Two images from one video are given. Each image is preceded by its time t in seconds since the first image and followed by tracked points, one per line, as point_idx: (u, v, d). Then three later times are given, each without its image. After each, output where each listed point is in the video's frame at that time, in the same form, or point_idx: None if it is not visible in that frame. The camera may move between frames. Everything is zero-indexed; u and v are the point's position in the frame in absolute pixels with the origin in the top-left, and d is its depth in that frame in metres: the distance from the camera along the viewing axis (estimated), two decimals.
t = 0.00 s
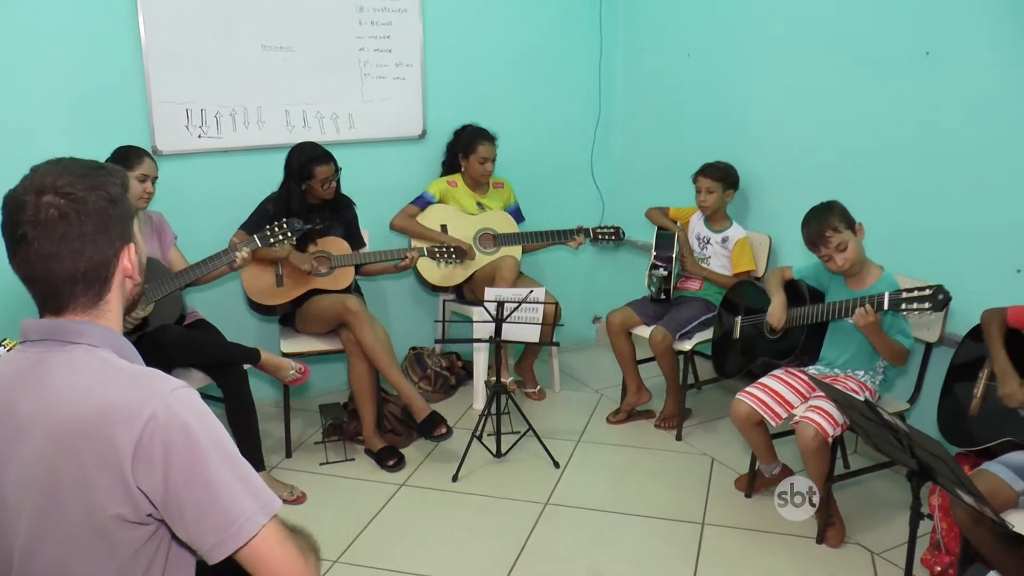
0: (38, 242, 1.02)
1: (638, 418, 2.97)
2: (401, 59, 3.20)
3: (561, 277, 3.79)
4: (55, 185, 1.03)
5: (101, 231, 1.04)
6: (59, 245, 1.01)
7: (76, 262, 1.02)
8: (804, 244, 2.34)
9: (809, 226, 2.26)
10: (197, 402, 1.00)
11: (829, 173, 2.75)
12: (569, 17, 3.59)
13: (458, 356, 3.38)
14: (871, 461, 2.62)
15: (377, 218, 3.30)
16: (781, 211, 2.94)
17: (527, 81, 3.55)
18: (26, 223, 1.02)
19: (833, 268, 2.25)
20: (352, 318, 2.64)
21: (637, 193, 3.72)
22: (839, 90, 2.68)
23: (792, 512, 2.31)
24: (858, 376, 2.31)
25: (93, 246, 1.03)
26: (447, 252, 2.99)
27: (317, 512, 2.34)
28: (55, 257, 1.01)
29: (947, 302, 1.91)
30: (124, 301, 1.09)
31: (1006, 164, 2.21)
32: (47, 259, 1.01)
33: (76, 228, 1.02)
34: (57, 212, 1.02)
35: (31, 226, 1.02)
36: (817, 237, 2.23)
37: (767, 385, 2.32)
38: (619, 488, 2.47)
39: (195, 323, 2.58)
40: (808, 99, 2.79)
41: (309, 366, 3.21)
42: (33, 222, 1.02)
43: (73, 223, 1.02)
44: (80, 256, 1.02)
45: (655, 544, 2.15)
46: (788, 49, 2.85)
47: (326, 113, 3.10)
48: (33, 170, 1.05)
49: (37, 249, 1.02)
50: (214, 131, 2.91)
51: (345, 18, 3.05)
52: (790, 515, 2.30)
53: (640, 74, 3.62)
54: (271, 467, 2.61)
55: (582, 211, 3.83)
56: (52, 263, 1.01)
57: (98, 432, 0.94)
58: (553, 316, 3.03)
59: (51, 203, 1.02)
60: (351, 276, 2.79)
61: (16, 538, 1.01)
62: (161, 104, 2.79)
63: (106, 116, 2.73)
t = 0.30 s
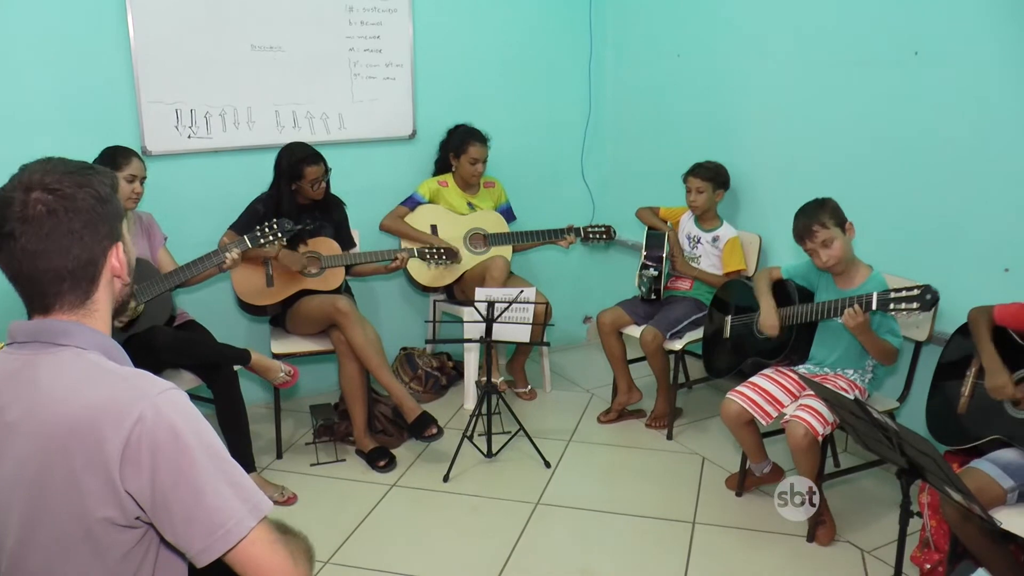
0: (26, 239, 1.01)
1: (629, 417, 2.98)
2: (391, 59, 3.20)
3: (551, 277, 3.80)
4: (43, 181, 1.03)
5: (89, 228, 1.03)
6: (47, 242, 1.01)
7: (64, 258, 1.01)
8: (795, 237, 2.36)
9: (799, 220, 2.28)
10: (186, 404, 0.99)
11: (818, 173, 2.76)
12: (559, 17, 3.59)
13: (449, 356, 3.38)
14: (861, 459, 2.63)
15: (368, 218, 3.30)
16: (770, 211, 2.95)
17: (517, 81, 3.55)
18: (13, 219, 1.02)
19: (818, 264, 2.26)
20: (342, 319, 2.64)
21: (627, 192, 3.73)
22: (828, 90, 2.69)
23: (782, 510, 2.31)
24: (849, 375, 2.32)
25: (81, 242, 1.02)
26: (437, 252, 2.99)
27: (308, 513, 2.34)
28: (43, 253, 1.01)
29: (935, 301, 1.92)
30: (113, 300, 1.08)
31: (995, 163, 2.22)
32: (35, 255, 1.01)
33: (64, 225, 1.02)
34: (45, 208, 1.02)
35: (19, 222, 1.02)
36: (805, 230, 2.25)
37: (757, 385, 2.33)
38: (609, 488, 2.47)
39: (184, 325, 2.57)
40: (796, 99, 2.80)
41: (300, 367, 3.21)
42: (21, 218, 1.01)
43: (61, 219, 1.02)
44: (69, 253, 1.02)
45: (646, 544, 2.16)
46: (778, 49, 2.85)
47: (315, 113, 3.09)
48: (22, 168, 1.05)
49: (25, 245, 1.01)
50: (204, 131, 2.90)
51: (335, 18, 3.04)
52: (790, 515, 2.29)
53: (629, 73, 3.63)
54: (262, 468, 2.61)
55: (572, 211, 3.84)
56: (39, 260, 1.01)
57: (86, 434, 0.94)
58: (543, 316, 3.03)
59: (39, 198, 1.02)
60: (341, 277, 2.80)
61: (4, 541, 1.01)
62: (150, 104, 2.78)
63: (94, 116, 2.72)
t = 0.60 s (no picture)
0: (6, 241, 1.00)
1: (620, 417, 2.98)
2: (382, 59, 3.20)
3: (543, 277, 3.80)
4: (25, 182, 1.02)
5: (69, 230, 1.02)
6: (27, 244, 1.00)
7: (44, 260, 1.00)
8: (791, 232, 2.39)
9: (790, 211, 2.32)
10: (175, 405, 0.99)
11: (808, 173, 2.77)
12: (550, 17, 3.60)
13: (440, 356, 3.37)
14: (852, 458, 2.64)
15: (358, 219, 3.30)
16: (760, 210, 2.96)
17: (508, 80, 3.56)
18: None
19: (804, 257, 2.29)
20: (333, 319, 2.64)
21: (618, 192, 3.73)
22: (817, 90, 2.70)
23: (772, 509, 2.32)
24: (839, 374, 2.33)
25: (61, 244, 1.01)
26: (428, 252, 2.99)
27: (299, 514, 2.33)
28: (23, 255, 1.00)
29: (923, 301, 1.92)
30: (100, 301, 1.07)
31: (984, 162, 2.23)
32: (15, 257, 1.00)
33: (43, 227, 1.01)
34: (24, 210, 1.01)
35: None
36: (793, 222, 2.29)
37: (748, 385, 2.33)
38: (601, 487, 2.47)
39: (175, 325, 2.57)
40: (786, 98, 2.82)
41: (290, 368, 3.20)
42: None
43: (40, 221, 1.01)
44: (48, 255, 1.01)
45: (636, 544, 2.16)
46: (768, 49, 2.86)
47: (306, 113, 3.09)
48: (7, 167, 1.04)
49: (4, 247, 1.00)
50: (194, 131, 2.89)
51: (325, 18, 3.04)
52: (790, 514, 2.26)
53: (620, 73, 3.63)
54: (253, 469, 2.60)
55: (563, 211, 3.84)
56: (19, 262, 1.00)
57: (73, 435, 0.93)
58: (534, 316, 3.04)
59: (18, 200, 1.01)
60: (331, 278, 2.79)
61: None
62: (139, 104, 2.77)
63: (83, 117, 2.71)
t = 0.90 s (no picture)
0: None
1: (611, 416, 2.99)
2: (372, 59, 3.19)
3: (534, 277, 3.81)
4: None
5: (36, 239, 0.99)
6: None
7: (14, 274, 0.98)
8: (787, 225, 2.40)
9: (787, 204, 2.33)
10: (168, 406, 0.98)
11: (797, 173, 2.78)
12: (540, 17, 3.60)
13: (431, 356, 3.37)
14: (842, 456, 2.65)
15: (349, 219, 3.29)
16: (750, 210, 2.97)
17: (498, 80, 3.56)
18: None
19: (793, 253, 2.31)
20: (324, 320, 2.63)
21: (608, 192, 3.74)
22: (806, 90, 2.71)
23: (761, 508, 2.33)
24: (829, 373, 2.34)
25: (29, 255, 0.99)
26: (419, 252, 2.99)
27: (291, 515, 2.33)
28: None
29: (909, 295, 1.93)
30: (86, 301, 1.06)
31: (972, 161, 2.25)
32: None
33: (7, 240, 0.98)
34: None
35: None
36: (787, 217, 2.30)
37: (739, 384, 2.34)
38: (592, 487, 2.47)
39: (165, 326, 2.56)
40: (775, 98, 2.83)
41: (281, 369, 3.19)
42: None
43: (3, 235, 0.98)
44: (18, 268, 0.98)
45: (628, 543, 2.16)
46: (757, 49, 2.87)
47: (296, 113, 3.08)
48: None
49: None
50: (184, 132, 2.88)
51: (315, 18, 3.03)
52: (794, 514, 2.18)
53: (610, 73, 3.64)
54: (244, 470, 2.59)
55: (553, 211, 3.85)
56: None
57: (66, 436, 0.92)
58: (524, 315, 3.04)
59: None
60: (322, 278, 2.78)
61: None
62: (129, 104, 2.76)
63: (72, 117, 2.69)
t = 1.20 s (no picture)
0: None
1: (602, 416, 2.99)
2: (361, 59, 3.19)
3: (524, 276, 3.81)
4: None
5: (25, 232, 0.99)
6: None
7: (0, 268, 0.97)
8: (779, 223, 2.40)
9: (783, 203, 2.31)
10: (155, 412, 0.98)
11: (786, 173, 2.79)
12: (529, 17, 3.60)
13: (422, 357, 3.37)
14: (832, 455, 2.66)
15: (339, 219, 3.29)
16: (739, 210, 2.98)
17: (488, 80, 3.55)
18: None
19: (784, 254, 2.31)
20: (314, 321, 2.63)
21: (597, 192, 3.74)
22: (795, 89, 2.72)
23: (752, 507, 2.34)
24: (819, 372, 2.35)
25: (17, 249, 0.98)
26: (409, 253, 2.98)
27: (281, 517, 2.32)
28: None
29: (897, 291, 1.95)
30: (72, 300, 1.05)
31: (960, 161, 2.26)
32: None
33: None
34: None
35: None
36: (783, 218, 2.28)
37: (729, 382, 2.35)
38: (583, 487, 2.48)
39: (155, 328, 2.55)
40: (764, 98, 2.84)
41: (271, 370, 3.19)
42: None
43: None
44: (5, 261, 0.98)
45: (618, 544, 2.16)
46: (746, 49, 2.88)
47: (285, 114, 3.07)
48: None
49: None
50: (173, 132, 2.87)
51: (304, 18, 3.03)
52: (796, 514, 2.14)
53: (599, 73, 3.64)
54: (235, 472, 2.59)
55: (544, 211, 3.85)
56: None
57: (51, 442, 0.92)
58: (515, 315, 3.05)
59: None
60: (312, 278, 2.78)
61: None
62: (119, 104, 2.75)
63: (60, 117, 2.68)
